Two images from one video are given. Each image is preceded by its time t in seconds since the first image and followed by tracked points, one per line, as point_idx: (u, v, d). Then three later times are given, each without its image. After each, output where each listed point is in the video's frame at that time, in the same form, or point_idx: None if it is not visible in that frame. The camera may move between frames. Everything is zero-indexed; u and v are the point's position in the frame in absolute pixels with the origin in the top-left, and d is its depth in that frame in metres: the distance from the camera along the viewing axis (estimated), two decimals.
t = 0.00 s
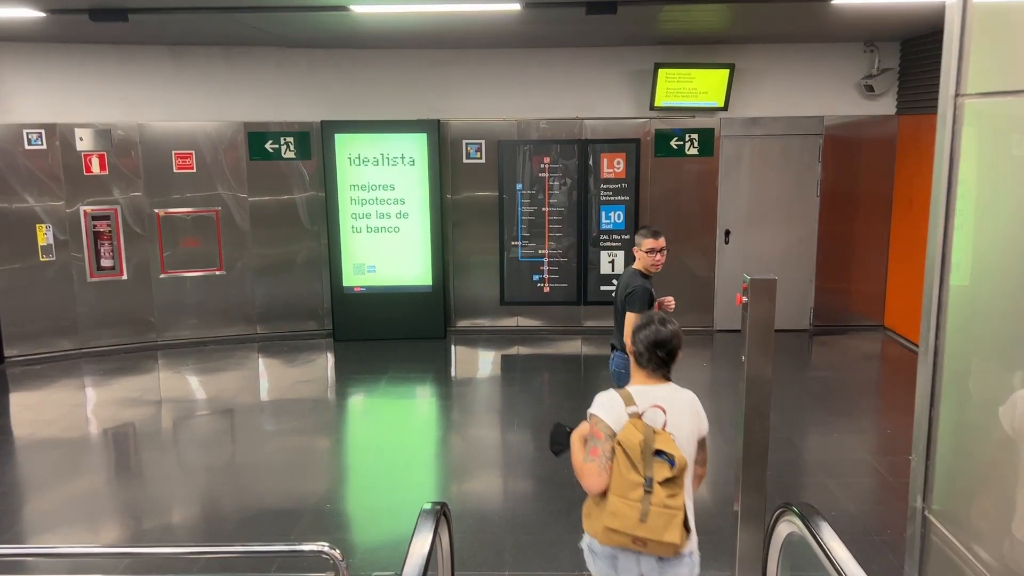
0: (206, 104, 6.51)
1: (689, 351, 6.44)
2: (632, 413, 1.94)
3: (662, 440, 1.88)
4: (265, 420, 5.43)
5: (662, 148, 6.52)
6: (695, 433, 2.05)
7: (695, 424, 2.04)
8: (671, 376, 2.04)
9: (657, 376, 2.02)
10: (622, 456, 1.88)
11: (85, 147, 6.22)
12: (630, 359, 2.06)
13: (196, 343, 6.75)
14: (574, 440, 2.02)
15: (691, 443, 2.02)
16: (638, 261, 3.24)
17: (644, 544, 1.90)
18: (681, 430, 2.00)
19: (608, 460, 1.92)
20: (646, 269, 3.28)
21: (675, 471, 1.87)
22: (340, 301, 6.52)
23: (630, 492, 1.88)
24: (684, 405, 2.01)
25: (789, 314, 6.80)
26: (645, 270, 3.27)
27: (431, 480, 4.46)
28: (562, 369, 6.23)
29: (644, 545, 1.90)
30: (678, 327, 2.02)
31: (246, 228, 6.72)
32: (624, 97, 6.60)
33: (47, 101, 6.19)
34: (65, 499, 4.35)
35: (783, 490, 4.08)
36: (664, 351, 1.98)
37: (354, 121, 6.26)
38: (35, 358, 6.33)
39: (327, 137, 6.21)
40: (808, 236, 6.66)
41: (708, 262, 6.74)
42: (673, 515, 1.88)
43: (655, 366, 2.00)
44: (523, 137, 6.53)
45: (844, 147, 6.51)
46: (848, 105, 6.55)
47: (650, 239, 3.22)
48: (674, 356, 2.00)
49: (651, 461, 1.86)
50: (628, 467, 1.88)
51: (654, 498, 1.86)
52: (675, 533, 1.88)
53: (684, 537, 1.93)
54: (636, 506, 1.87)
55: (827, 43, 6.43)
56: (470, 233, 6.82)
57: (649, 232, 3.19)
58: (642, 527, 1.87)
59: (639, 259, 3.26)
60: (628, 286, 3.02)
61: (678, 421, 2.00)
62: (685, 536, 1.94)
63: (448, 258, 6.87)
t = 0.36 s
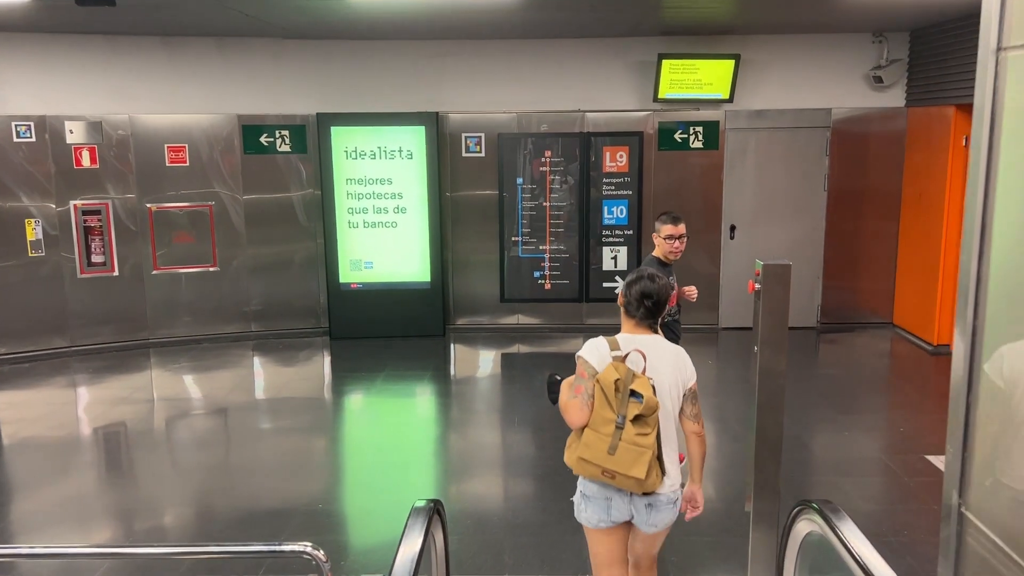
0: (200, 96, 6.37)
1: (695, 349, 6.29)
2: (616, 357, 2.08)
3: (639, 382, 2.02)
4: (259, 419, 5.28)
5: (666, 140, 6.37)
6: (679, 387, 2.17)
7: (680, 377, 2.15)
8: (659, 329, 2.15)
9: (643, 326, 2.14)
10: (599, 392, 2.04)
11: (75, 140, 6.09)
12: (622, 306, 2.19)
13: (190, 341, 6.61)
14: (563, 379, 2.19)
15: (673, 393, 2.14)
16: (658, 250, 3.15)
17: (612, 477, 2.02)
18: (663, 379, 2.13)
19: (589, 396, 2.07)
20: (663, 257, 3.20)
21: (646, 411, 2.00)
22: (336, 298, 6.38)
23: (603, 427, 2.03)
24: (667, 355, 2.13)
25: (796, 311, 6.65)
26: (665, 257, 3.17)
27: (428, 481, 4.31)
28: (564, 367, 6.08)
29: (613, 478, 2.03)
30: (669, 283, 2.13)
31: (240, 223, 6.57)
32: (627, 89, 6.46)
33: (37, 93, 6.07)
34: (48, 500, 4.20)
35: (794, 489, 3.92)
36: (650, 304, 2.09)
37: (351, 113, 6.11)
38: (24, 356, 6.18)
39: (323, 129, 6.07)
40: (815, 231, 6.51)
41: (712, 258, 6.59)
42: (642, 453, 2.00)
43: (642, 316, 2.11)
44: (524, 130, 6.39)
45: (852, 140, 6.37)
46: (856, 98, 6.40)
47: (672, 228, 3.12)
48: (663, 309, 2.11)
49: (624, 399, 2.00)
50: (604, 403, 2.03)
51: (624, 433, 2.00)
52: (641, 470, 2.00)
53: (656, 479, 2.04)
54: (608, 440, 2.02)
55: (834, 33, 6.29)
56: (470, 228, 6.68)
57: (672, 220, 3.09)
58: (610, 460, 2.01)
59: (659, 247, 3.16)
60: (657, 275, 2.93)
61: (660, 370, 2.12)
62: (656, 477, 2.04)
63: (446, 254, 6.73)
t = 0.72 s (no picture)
0: (196, 89, 6.24)
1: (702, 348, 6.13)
2: (637, 312, 2.22)
3: (653, 338, 2.16)
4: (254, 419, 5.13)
5: (673, 133, 6.22)
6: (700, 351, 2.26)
7: (701, 341, 2.24)
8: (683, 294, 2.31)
9: (670, 288, 2.28)
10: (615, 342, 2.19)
11: (68, 134, 5.95)
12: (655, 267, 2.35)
13: (186, 340, 6.46)
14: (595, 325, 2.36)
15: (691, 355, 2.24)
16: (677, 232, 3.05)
17: (620, 421, 2.18)
18: (680, 339, 2.23)
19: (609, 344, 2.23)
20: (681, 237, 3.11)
21: (654, 364, 2.12)
22: (335, 295, 6.22)
23: (617, 375, 2.18)
24: (688, 319, 2.23)
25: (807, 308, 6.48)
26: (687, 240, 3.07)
27: (427, 482, 4.15)
28: (568, 366, 5.92)
29: (621, 422, 2.19)
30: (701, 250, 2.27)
31: (237, 218, 6.43)
32: (633, 81, 6.31)
33: (29, 85, 5.94)
34: (33, 502, 4.05)
35: (809, 489, 3.76)
36: (677, 268, 2.24)
37: (350, 106, 5.97)
38: (15, 354, 6.04)
39: (321, 122, 5.93)
40: (826, 225, 6.34)
41: (720, 254, 6.44)
42: (648, 403, 2.13)
43: (669, 278, 2.27)
44: (528, 123, 6.25)
45: (863, 132, 6.21)
46: (867, 89, 6.24)
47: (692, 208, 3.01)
48: (690, 275, 2.26)
49: (636, 351, 2.14)
50: (619, 353, 2.17)
51: (633, 383, 2.14)
52: (645, 418, 2.13)
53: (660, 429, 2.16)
54: (618, 386, 2.17)
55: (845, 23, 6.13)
56: (472, 224, 6.52)
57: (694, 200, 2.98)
58: (618, 405, 2.16)
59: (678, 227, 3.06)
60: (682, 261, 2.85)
61: (680, 331, 2.23)
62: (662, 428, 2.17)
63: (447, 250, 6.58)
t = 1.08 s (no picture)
0: (190, 78, 6.10)
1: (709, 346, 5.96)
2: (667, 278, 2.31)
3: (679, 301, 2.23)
4: (247, 416, 4.98)
5: (679, 122, 6.06)
6: (735, 314, 2.31)
7: (734, 306, 2.30)
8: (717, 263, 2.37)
9: (704, 255, 2.33)
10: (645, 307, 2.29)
11: (58, 124, 5.81)
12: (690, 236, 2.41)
13: (180, 336, 6.31)
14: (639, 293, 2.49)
15: (724, 319, 2.29)
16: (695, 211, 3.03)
17: (649, 382, 2.26)
18: (710, 303, 2.28)
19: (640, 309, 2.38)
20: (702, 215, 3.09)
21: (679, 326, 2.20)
22: (333, 289, 6.08)
23: (645, 337, 2.28)
24: (718, 283, 2.28)
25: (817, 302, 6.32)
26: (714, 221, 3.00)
27: (424, 479, 3.99)
28: (572, 362, 5.76)
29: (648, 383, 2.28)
30: (729, 218, 2.30)
31: (232, 212, 6.29)
32: (637, 69, 6.15)
33: (19, 74, 5.79)
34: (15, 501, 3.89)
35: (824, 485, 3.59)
36: (705, 236, 2.29)
37: (347, 95, 5.82)
38: (5, 350, 5.89)
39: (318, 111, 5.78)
40: (836, 217, 6.18)
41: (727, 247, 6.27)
42: (673, 363, 2.21)
43: (699, 246, 2.32)
44: (530, 113, 6.10)
45: (874, 120, 6.04)
46: (879, 76, 6.08)
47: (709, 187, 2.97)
48: (719, 242, 2.30)
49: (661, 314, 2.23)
50: (647, 317, 2.27)
51: (658, 343, 2.23)
52: (669, 377, 2.21)
53: (688, 388, 2.23)
54: (647, 348, 2.27)
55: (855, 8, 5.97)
56: (473, 217, 6.37)
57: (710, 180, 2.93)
58: (645, 365, 2.25)
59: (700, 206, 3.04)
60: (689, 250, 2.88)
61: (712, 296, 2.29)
62: (690, 387, 2.24)
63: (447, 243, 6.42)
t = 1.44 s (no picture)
0: (183, 66, 5.96)
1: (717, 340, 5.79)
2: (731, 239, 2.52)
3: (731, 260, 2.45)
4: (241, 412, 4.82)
5: (685, 109, 5.90)
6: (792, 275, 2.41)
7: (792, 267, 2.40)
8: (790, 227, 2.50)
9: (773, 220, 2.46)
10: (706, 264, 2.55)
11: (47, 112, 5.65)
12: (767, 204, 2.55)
13: (174, 329, 6.16)
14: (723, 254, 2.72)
15: (779, 280, 2.42)
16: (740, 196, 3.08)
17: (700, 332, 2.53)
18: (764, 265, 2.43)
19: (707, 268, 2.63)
20: (748, 201, 3.13)
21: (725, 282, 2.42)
22: (330, 281, 5.92)
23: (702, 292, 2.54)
24: (776, 245, 2.41)
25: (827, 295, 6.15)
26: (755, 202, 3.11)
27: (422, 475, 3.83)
28: (575, 356, 5.60)
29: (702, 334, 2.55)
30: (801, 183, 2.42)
31: (227, 202, 6.14)
32: (642, 55, 5.99)
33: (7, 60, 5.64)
34: None
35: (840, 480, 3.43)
36: (769, 201, 2.44)
37: (344, 82, 5.67)
38: None
39: (314, 98, 5.63)
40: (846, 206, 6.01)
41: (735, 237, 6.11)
42: (715, 315, 2.45)
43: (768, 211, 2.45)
44: (532, 100, 5.94)
45: (886, 107, 5.87)
46: (890, 61, 5.91)
47: (756, 169, 3.02)
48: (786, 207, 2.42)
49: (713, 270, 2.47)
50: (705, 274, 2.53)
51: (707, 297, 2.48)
52: (709, 328, 2.46)
53: (730, 341, 2.45)
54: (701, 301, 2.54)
55: None
56: (474, 207, 6.21)
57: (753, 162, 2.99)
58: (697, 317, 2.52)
59: (747, 192, 3.10)
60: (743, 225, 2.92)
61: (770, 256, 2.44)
62: (732, 342, 2.45)
63: (448, 235, 6.26)
